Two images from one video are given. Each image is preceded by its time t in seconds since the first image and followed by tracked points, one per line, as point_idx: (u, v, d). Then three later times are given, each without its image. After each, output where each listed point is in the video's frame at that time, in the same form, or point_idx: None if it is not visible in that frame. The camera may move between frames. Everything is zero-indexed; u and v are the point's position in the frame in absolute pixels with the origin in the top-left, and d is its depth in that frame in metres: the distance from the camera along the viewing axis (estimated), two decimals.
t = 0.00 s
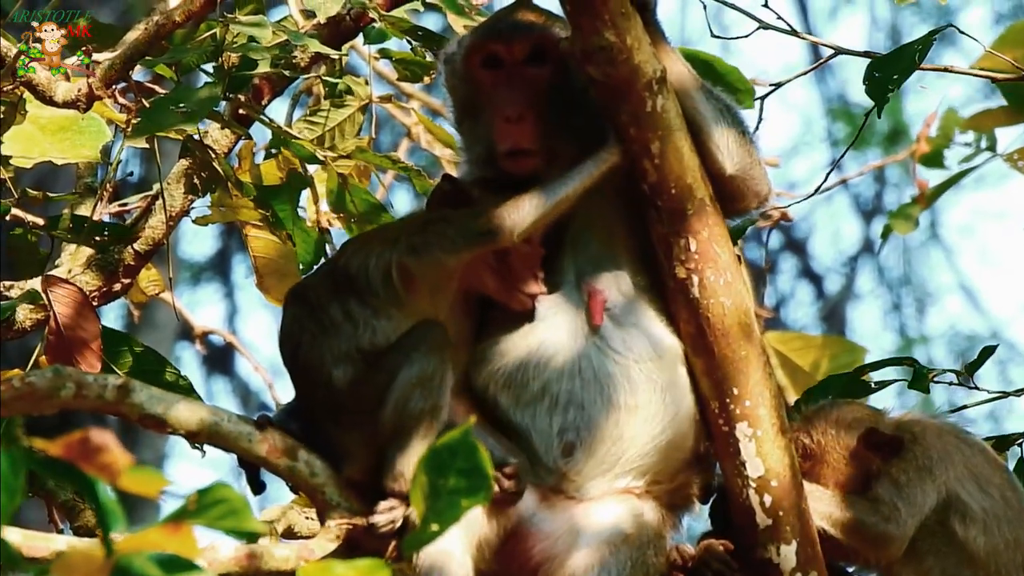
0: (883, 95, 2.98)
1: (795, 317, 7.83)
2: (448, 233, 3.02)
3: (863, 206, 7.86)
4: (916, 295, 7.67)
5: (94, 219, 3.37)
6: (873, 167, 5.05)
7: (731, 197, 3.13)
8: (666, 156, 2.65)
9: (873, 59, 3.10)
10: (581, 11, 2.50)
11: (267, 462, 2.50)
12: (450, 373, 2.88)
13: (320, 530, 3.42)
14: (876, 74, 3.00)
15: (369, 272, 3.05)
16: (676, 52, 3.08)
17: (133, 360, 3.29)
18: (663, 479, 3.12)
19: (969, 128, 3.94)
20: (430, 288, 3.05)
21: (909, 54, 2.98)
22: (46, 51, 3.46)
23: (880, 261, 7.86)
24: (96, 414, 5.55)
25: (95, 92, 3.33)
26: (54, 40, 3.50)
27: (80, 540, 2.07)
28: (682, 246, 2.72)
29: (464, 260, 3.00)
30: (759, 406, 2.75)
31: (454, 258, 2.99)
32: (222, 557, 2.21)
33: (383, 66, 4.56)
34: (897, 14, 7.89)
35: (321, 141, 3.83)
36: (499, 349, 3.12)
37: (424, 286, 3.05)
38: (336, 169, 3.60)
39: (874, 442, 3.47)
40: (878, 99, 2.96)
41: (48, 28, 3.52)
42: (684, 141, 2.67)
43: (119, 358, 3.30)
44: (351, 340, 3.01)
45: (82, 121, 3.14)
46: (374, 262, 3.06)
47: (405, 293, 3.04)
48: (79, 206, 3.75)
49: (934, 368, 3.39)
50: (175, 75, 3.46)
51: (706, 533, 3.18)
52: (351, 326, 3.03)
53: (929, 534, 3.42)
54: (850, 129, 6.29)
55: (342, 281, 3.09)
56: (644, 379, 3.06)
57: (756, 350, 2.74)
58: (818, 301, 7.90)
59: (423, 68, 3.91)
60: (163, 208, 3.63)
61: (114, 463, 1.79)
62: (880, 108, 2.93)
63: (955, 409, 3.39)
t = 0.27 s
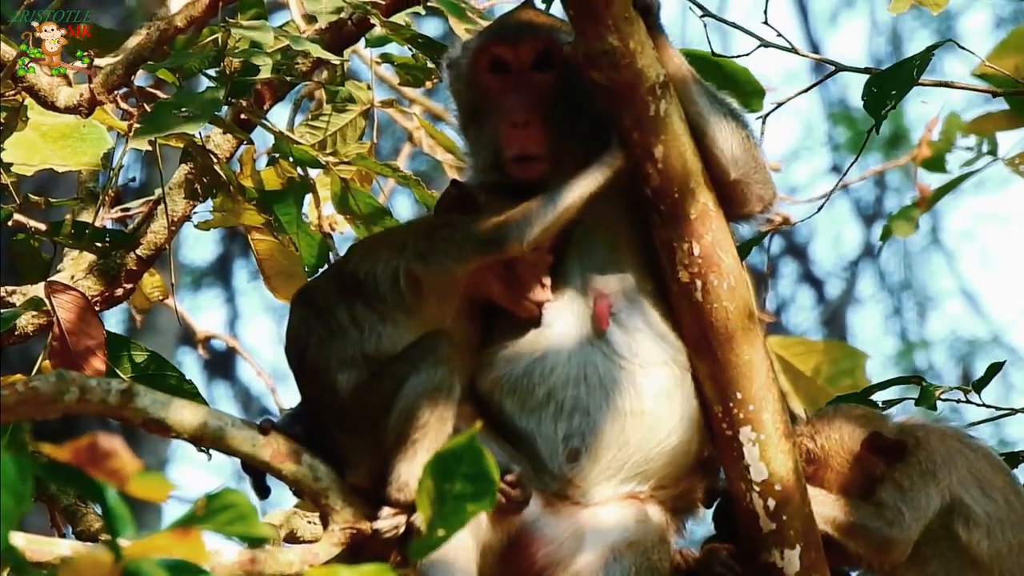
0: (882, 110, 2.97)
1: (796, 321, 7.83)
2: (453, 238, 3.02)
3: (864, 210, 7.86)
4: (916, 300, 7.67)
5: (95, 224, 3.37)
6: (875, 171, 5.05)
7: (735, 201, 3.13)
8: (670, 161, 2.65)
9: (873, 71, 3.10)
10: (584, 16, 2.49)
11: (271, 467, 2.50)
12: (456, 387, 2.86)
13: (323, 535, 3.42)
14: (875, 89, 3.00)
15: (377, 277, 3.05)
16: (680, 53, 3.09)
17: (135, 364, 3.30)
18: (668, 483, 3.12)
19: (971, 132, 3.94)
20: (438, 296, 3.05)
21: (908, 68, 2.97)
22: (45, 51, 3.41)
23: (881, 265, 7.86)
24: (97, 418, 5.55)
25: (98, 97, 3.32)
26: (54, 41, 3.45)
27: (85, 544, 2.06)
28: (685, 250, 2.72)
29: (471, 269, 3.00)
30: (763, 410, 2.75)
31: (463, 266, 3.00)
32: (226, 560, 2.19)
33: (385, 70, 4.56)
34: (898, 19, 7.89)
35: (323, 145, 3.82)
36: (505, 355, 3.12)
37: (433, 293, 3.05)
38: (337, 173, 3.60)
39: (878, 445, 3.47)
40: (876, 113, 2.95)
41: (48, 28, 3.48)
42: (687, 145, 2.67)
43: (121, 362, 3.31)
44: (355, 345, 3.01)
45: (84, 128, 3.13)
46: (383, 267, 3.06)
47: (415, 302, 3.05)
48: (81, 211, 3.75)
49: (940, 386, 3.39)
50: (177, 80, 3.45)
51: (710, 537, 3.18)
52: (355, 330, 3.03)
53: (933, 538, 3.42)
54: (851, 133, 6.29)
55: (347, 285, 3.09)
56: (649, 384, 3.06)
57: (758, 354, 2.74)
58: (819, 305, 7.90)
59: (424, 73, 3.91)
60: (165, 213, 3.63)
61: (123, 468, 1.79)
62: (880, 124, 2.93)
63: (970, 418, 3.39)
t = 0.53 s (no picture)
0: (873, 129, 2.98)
1: (797, 326, 7.83)
2: (456, 245, 3.02)
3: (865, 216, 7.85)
4: (917, 305, 7.67)
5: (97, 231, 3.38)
6: (876, 177, 5.05)
7: (737, 207, 3.13)
8: (673, 167, 2.65)
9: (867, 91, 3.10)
10: (587, 22, 2.50)
11: (274, 473, 2.50)
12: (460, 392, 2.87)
13: (325, 542, 3.42)
14: (867, 108, 3.00)
15: (381, 284, 3.06)
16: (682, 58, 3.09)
17: (138, 370, 3.32)
18: (673, 489, 3.12)
19: (972, 138, 3.94)
20: (442, 302, 3.05)
21: (900, 87, 2.97)
22: (45, 51, 3.37)
23: (882, 271, 7.86)
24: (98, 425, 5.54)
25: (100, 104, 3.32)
26: (54, 40, 3.43)
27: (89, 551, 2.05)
28: (689, 256, 2.71)
29: (475, 276, 3.01)
30: (767, 416, 2.75)
31: (467, 273, 3.01)
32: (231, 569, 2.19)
33: (386, 77, 4.56)
34: (898, 25, 7.89)
35: (324, 152, 3.83)
36: (509, 362, 3.12)
37: (436, 299, 3.05)
38: (338, 178, 3.60)
39: (882, 452, 3.44)
40: (867, 133, 2.96)
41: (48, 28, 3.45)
42: (690, 151, 2.67)
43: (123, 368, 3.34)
44: (358, 353, 3.01)
45: (84, 136, 3.17)
46: (387, 274, 3.06)
47: (418, 308, 3.05)
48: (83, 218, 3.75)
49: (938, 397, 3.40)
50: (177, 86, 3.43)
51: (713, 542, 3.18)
52: (358, 338, 3.03)
53: (936, 544, 3.41)
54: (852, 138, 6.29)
55: (350, 293, 3.09)
56: (654, 391, 3.05)
57: (762, 360, 2.74)
58: (820, 310, 7.90)
59: (424, 80, 3.92)
60: (167, 221, 3.63)
61: (136, 478, 1.75)
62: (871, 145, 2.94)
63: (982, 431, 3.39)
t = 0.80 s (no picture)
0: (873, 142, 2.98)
1: (798, 324, 7.83)
2: (459, 246, 3.02)
3: (866, 214, 7.85)
4: (919, 302, 7.67)
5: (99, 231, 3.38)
6: (878, 175, 5.04)
7: (741, 206, 3.12)
8: (677, 166, 2.65)
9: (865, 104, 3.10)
10: (591, 22, 2.49)
11: (279, 473, 2.49)
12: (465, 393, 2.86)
13: (328, 541, 3.42)
14: (866, 121, 3.01)
15: (384, 283, 3.05)
16: (686, 58, 3.10)
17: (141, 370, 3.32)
18: (676, 489, 3.11)
19: (974, 137, 3.93)
20: (444, 301, 3.04)
21: (897, 101, 2.97)
22: (46, 51, 3.41)
23: (883, 269, 7.85)
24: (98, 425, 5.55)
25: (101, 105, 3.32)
26: (54, 40, 3.44)
27: (92, 550, 2.07)
28: (692, 255, 2.71)
29: (478, 274, 3.00)
30: (770, 415, 2.75)
31: (470, 271, 3.00)
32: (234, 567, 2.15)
33: (387, 76, 4.55)
34: (899, 23, 7.88)
35: (326, 151, 3.82)
36: (514, 360, 3.12)
37: (439, 298, 3.04)
38: (342, 176, 3.60)
39: (885, 450, 3.45)
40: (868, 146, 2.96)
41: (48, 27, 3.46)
42: (694, 150, 2.67)
43: (123, 367, 3.33)
44: (362, 352, 3.01)
45: (86, 135, 3.15)
46: (389, 272, 3.06)
47: (421, 307, 3.04)
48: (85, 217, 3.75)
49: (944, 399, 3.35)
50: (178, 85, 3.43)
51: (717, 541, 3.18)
52: (362, 337, 3.03)
53: (940, 542, 3.41)
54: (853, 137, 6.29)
55: (353, 292, 3.09)
56: (658, 389, 3.05)
57: (766, 359, 2.74)
58: (821, 308, 7.90)
59: (426, 80, 3.91)
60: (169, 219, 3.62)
61: (149, 480, 1.78)
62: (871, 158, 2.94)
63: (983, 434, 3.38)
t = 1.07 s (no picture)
0: (878, 124, 2.98)
1: (803, 323, 7.82)
2: (467, 245, 3.02)
3: (870, 212, 7.84)
4: (924, 301, 7.67)
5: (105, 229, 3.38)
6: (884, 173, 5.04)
7: (749, 204, 3.12)
8: (684, 163, 2.65)
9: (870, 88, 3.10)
10: (598, 19, 2.48)
11: (287, 471, 2.48)
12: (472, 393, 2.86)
13: (334, 539, 3.42)
14: (871, 103, 3.01)
15: (391, 280, 3.05)
16: (694, 56, 3.10)
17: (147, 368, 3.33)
18: (681, 487, 3.12)
19: (980, 135, 3.93)
20: (451, 299, 3.04)
21: (904, 83, 2.96)
22: (47, 51, 3.45)
23: (887, 267, 7.84)
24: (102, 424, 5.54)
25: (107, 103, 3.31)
26: (55, 40, 3.49)
27: (96, 548, 2.03)
28: (699, 253, 2.71)
29: (484, 271, 3.00)
30: (777, 413, 2.74)
31: (476, 269, 3.00)
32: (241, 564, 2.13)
33: (393, 74, 4.55)
34: (904, 20, 7.87)
35: (332, 149, 3.82)
36: (522, 357, 3.12)
37: (445, 295, 3.03)
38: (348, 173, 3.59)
39: (891, 449, 3.46)
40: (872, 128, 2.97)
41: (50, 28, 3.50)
42: (701, 148, 2.67)
43: (127, 365, 3.34)
44: (368, 350, 3.01)
45: (92, 133, 3.17)
46: (397, 270, 3.06)
47: (427, 303, 3.03)
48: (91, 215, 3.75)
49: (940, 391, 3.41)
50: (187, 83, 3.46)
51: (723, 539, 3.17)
52: (368, 335, 3.03)
53: (946, 542, 3.41)
54: (858, 135, 6.28)
55: (361, 290, 3.08)
56: (665, 386, 3.05)
57: (773, 357, 2.73)
58: (826, 307, 7.89)
59: (432, 77, 3.90)
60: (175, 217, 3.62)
61: (164, 478, 1.81)
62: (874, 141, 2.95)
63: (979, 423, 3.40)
